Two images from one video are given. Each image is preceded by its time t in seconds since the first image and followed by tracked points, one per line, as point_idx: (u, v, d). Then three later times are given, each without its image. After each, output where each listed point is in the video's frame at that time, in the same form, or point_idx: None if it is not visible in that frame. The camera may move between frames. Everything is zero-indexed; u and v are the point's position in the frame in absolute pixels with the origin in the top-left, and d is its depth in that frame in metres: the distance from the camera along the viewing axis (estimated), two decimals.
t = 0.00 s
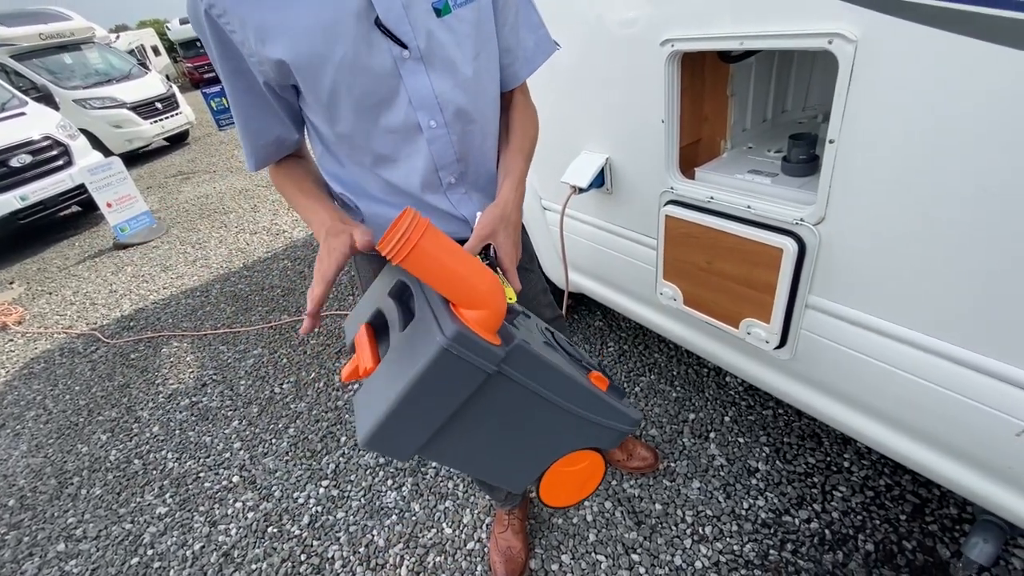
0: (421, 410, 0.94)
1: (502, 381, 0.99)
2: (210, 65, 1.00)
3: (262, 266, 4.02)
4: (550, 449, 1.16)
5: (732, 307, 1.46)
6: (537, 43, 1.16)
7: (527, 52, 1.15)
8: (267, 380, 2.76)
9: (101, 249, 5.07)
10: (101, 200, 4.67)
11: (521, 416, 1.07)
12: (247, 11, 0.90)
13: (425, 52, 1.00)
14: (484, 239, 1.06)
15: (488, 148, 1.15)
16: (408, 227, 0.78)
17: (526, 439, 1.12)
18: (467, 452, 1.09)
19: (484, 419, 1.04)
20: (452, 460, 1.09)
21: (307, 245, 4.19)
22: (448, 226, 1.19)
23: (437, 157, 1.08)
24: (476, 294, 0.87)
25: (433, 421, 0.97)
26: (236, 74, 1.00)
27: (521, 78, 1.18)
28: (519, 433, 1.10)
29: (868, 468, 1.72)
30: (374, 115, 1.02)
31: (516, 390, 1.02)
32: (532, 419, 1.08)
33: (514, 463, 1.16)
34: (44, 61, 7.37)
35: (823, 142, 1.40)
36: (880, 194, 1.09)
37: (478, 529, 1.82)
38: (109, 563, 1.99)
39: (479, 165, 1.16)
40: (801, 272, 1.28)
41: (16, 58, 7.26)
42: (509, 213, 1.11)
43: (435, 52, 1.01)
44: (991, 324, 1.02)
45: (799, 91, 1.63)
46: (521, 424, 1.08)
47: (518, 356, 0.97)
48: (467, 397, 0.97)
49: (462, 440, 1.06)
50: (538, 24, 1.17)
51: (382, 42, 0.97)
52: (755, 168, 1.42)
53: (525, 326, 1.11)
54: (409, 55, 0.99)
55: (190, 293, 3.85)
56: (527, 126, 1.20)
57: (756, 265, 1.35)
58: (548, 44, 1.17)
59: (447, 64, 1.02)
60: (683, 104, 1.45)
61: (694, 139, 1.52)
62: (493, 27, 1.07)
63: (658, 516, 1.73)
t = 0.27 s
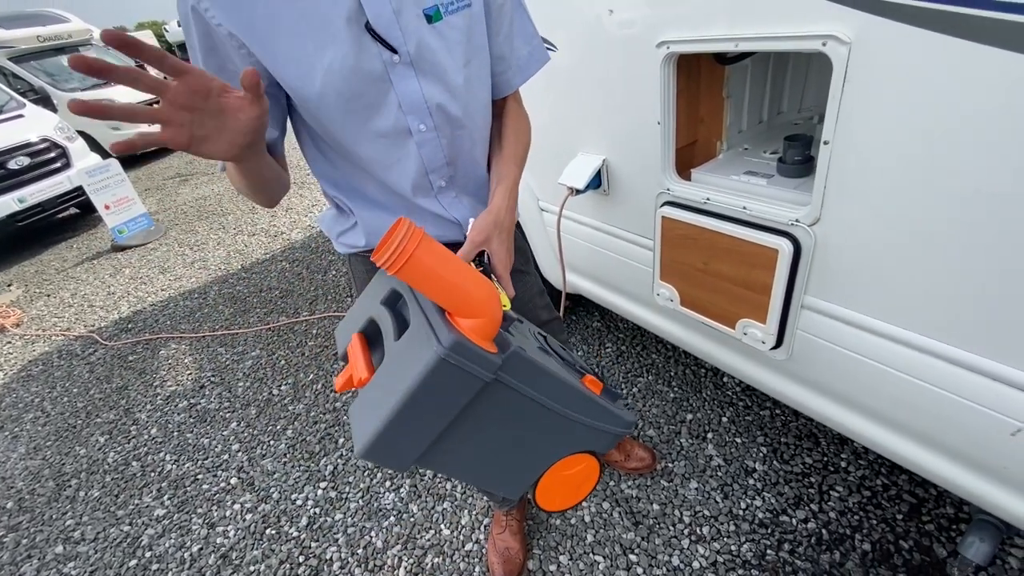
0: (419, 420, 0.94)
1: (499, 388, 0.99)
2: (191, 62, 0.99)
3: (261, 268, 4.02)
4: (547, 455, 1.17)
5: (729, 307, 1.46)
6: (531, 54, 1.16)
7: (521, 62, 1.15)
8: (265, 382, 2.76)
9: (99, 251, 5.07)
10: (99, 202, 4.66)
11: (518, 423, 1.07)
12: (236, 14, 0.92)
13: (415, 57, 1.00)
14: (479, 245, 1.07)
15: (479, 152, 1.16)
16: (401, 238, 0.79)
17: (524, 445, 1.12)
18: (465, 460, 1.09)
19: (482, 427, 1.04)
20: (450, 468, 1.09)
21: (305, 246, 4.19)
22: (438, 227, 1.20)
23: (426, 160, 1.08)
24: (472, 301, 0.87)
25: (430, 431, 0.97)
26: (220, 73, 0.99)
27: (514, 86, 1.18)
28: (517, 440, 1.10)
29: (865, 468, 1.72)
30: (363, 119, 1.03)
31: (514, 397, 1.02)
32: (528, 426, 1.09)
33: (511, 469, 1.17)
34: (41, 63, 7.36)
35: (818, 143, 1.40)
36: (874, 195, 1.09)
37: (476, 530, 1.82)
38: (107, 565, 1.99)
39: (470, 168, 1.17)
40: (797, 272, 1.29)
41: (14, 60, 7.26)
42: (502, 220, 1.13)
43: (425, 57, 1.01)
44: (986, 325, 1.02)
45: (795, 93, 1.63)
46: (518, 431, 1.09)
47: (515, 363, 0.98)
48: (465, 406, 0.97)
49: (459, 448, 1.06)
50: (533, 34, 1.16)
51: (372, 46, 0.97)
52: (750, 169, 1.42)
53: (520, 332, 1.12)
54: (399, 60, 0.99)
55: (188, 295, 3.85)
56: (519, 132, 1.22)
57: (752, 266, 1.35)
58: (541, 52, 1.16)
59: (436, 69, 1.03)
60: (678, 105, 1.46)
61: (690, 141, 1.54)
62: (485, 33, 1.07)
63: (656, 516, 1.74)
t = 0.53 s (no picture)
0: (423, 431, 0.94)
1: (502, 394, 0.99)
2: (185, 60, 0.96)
3: (260, 269, 4.02)
4: (548, 452, 1.18)
5: (728, 306, 1.47)
6: (525, 57, 1.18)
7: (515, 65, 1.17)
8: (264, 383, 2.76)
9: (97, 253, 5.07)
10: (98, 203, 4.66)
11: (520, 425, 1.08)
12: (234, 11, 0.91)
13: (410, 56, 1.01)
14: (478, 251, 1.08)
15: (474, 153, 1.17)
16: (402, 258, 0.77)
17: (526, 445, 1.13)
18: (469, 464, 1.09)
19: (485, 432, 1.05)
20: (454, 472, 1.09)
21: (304, 247, 4.19)
22: (434, 229, 1.20)
23: (422, 159, 1.09)
24: (472, 313, 0.87)
25: (435, 440, 0.97)
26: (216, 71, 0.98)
27: (507, 90, 1.21)
28: (519, 441, 1.11)
29: (864, 466, 1.73)
30: (360, 119, 1.04)
31: (515, 401, 1.03)
32: (529, 426, 1.09)
33: (514, 469, 1.18)
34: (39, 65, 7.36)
35: (815, 143, 1.41)
36: (869, 194, 1.10)
37: (476, 530, 1.83)
38: (106, 566, 1.99)
39: (465, 170, 1.19)
40: (795, 271, 1.29)
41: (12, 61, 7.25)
42: (500, 224, 1.15)
43: (421, 58, 1.02)
44: (983, 322, 1.03)
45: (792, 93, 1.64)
46: (520, 432, 1.10)
47: (515, 369, 0.98)
48: (468, 413, 0.97)
49: (463, 454, 1.07)
50: (527, 38, 1.19)
51: (367, 45, 0.98)
52: (748, 169, 1.43)
53: (517, 333, 1.12)
54: (394, 59, 1.00)
55: (187, 296, 3.84)
56: (514, 136, 1.24)
57: (750, 265, 1.36)
58: (534, 56, 1.18)
59: (431, 69, 1.04)
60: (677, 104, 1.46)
61: (689, 141, 1.55)
62: (479, 36, 1.09)
63: (656, 515, 1.74)
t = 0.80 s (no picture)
0: (437, 433, 0.94)
1: (509, 393, 1.00)
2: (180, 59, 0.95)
3: (259, 270, 4.02)
4: (553, 449, 1.19)
5: (726, 306, 1.47)
6: (520, 60, 1.18)
7: (511, 66, 1.18)
8: (264, 384, 2.76)
9: (96, 254, 5.07)
10: (96, 204, 4.65)
11: (527, 424, 1.09)
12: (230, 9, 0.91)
13: (406, 56, 1.02)
14: (477, 251, 1.09)
15: (471, 154, 1.18)
16: (414, 262, 0.77)
17: (532, 443, 1.14)
18: (478, 466, 1.10)
19: (494, 433, 1.05)
20: (463, 475, 1.10)
21: (304, 248, 4.19)
22: (431, 229, 1.21)
23: (418, 158, 1.10)
24: (481, 313, 0.88)
25: (447, 442, 0.97)
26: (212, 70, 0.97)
27: (503, 91, 1.21)
28: (526, 439, 1.12)
29: (862, 465, 1.73)
30: (356, 119, 1.04)
31: (523, 399, 1.03)
32: (534, 423, 1.10)
33: (519, 468, 1.18)
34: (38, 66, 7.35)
35: (814, 142, 1.41)
36: (866, 193, 1.11)
37: (476, 530, 1.83)
38: (106, 567, 1.99)
39: (462, 170, 1.19)
40: (793, 270, 1.30)
41: (10, 63, 7.24)
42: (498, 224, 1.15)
43: (417, 58, 1.02)
44: (982, 320, 1.03)
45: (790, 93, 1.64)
46: (527, 430, 1.10)
47: (524, 366, 0.99)
48: (480, 414, 0.98)
49: (472, 456, 1.07)
50: (522, 41, 1.18)
51: (363, 44, 0.99)
52: (747, 168, 1.43)
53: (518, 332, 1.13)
54: (390, 58, 1.00)
55: (186, 298, 3.84)
56: (510, 137, 1.25)
57: (749, 265, 1.37)
58: (531, 58, 1.19)
59: (427, 69, 1.04)
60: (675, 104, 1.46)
61: (687, 141, 1.55)
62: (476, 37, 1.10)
63: (655, 514, 1.75)
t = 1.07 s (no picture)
0: (445, 428, 0.94)
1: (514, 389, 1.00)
2: (174, 60, 0.95)
3: (257, 270, 4.02)
4: (555, 448, 1.19)
5: (724, 305, 1.48)
6: (515, 62, 1.19)
7: (506, 67, 1.19)
8: (263, 384, 2.76)
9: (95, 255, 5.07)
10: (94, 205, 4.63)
11: (531, 422, 1.09)
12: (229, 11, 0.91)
13: (401, 59, 1.02)
14: (478, 250, 1.09)
15: (466, 155, 1.18)
16: (425, 252, 0.77)
17: (535, 442, 1.14)
18: (481, 465, 1.09)
19: (498, 430, 1.05)
20: (467, 475, 1.09)
21: (302, 248, 4.19)
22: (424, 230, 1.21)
23: (413, 160, 1.10)
24: (488, 305, 0.89)
25: (453, 440, 0.97)
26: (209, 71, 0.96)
27: (498, 93, 1.21)
28: (529, 438, 1.12)
29: (860, 463, 1.74)
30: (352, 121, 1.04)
31: (527, 396, 1.04)
32: (536, 422, 1.10)
33: (521, 468, 1.18)
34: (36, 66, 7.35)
35: (811, 141, 1.42)
36: (862, 193, 1.11)
37: (475, 529, 1.83)
38: (105, 568, 1.99)
39: (457, 172, 1.20)
40: (791, 269, 1.30)
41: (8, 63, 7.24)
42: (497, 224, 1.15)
43: (412, 61, 1.03)
44: (977, 319, 1.04)
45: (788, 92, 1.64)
46: (530, 429, 1.10)
47: (528, 362, 1.00)
48: (487, 409, 0.98)
49: (476, 455, 1.06)
50: (518, 43, 1.20)
51: (360, 48, 0.99)
52: (744, 168, 1.44)
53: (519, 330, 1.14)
54: (385, 62, 1.01)
55: (185, 298, 3.84)
56: (507, 138, 1.25)
57: (746, 264, 1.37)
58: (526, 61, 1.20)
59: (423, 72, 1.05)
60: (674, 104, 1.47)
61: (684, 141, 1.55)
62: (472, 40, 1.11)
63: (654, 513, 1.75)
